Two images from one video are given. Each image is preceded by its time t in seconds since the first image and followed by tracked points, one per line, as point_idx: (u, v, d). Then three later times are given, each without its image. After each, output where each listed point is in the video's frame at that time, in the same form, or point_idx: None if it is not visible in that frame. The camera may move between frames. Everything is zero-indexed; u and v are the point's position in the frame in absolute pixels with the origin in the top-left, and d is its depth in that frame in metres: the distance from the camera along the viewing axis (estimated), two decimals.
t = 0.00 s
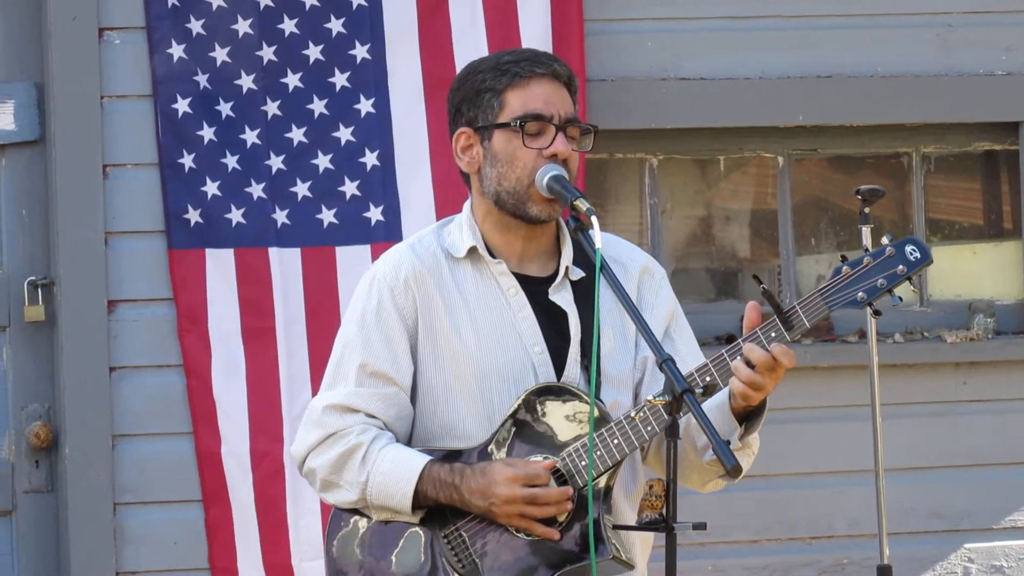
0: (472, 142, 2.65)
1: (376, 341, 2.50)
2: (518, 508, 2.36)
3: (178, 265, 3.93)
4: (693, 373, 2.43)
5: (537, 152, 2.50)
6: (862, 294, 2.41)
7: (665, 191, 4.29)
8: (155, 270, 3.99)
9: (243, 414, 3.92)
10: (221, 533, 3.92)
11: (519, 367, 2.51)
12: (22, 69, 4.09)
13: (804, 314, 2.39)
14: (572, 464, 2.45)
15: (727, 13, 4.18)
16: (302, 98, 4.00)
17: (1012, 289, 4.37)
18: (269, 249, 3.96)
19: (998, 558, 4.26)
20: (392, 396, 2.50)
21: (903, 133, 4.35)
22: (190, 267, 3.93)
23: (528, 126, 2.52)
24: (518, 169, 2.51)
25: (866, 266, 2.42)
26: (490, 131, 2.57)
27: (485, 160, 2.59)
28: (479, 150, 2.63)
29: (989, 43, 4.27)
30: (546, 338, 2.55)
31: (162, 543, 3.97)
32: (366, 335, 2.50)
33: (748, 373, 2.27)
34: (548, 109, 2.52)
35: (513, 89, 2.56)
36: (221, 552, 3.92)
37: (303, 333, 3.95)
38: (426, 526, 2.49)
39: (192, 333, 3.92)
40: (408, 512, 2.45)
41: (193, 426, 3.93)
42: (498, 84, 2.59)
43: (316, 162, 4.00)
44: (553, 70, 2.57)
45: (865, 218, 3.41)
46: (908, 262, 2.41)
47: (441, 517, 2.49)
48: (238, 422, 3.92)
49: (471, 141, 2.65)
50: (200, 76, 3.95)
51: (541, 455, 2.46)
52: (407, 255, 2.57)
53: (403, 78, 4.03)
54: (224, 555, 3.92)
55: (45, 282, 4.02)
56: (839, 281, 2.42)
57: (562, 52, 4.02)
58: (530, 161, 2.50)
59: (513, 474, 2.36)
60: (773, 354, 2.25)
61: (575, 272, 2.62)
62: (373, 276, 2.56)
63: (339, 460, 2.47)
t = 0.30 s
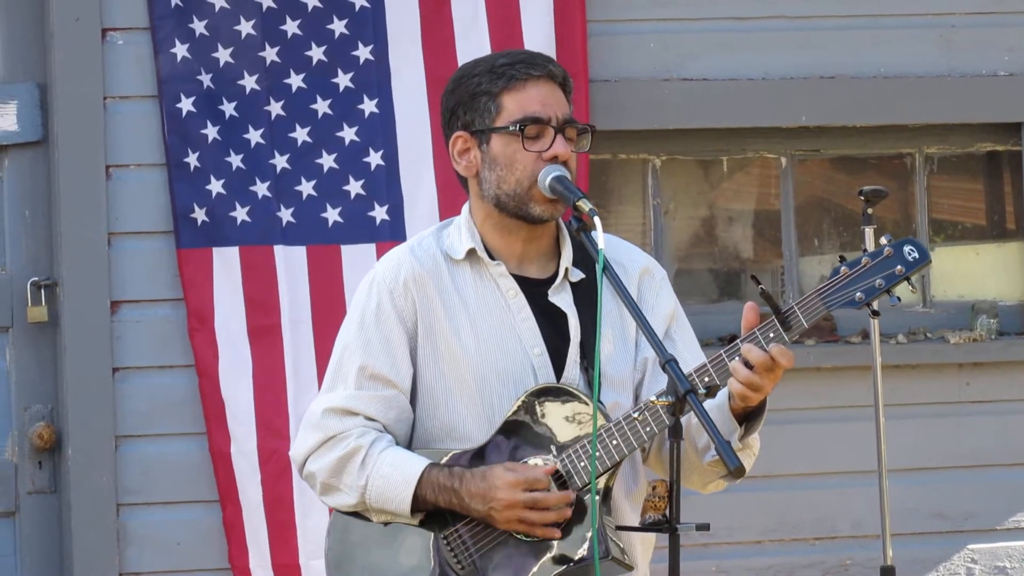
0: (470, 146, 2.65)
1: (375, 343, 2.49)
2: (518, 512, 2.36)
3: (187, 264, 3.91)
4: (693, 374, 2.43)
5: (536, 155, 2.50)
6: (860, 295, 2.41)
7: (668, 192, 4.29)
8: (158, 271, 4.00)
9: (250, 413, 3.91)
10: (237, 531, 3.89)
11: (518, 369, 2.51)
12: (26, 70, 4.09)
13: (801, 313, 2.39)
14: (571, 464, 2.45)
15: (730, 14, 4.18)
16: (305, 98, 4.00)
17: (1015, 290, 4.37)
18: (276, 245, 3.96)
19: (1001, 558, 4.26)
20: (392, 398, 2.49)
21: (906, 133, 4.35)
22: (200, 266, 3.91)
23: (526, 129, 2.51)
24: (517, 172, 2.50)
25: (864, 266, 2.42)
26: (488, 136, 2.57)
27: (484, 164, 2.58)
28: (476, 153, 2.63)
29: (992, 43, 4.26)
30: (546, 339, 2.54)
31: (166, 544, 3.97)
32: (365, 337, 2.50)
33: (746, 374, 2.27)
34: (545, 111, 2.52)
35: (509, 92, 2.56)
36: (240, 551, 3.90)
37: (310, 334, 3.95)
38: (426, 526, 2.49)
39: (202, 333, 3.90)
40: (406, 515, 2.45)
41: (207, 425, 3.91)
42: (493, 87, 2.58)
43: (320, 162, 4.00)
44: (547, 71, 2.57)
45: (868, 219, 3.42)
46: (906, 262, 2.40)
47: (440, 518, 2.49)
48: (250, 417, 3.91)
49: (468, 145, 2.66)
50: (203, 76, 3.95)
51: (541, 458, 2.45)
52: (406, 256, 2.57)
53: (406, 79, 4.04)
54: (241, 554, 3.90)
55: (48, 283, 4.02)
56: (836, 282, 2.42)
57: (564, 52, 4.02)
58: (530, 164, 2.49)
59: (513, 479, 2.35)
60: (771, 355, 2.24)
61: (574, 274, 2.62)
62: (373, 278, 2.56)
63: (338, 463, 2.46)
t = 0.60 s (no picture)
0: (467, 153, 2.65)
1: (377, 344, 2.49)
2: (518, 522, 2.36)
3: (188, 264, 3.89)
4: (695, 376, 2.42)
5: (535, 156, 2.50)
6: (862, 296, 2.38)
7: (670, 193, 4.29)
8: (160, 271, 4.00)
9: (257, 411, 3.90)
10: (230, 533, 3.88)
11: (519, 369, 2.51)
12: (27, 70, 4.09)
13: (804, 315, 2.39)
14: (573, 465, 2.44)
15: (732, 15, 4.19)
16: (308, 97, 4.00)
17: (1016, 291, 4.38)
18: (281, 243, 3.95)
19: (1003, 559, 4.26)
20: (394, 400, 2.49)
21: (907, 134, 4.35)
22: (200, 268, 3.89)
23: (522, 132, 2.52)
24: (517, 176, 2.50)
25: (868, 268, 2.39)
26: (486, 141, 2.57)
27: (484, 169, 2.58)
28: (475, 159, 2.64)
29: (994, 44, 4.27)
30: (548, 340, 2.54)
31: (167, 545, 3.97)
32: (367, 338, 2.50)
33: (749, 374, 2.27)
34: (539, 110, 2.52)
35: (500, 95, 2.56)
36: (231, 554, 3.88)
37: (315, 332, 3.95)
38: (427, 527, 2.49)
39: (203, 331, 3.88)
40: (410, 516, 2.44)
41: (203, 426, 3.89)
42: (485, 92, 2.59)
43: (324, 162, 4.00)
44: (537, 70, 2.57)
45: (870, 220, 3.41)
46: (910, 263, 2.35)
47: (442, 517, 2.48)
48: (254, 414, 3.89)
49: (466, 151, 2.66)
50: (207, 75, 3.94)
51: (542, 459, 2.44)
52: (408, 257, 2.57)
53: (409, 80, 4.04)
54: (235, 556, 3.88)
55: (50, 283, 4.02)
56: (838, 283, 2.40)
57: (567, 53, 4.02)
58: (530, 166, 2.50)
59: (516, 488, 2.34)
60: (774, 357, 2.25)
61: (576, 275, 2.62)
62: (375, 279, 2.56)
63: (341, 462, 2.46)
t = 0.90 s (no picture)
0: (469, 154, 2.65)
1: (379, 344, 2.49)
2: (522, 507, 2.35)
3: (187, 262, 3.88)
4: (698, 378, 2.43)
5: (536, 157, 2.50)
6: (868, 301, 2.41)
7: (671, 193, 4.29)
8: (160, 271, 3.99)
9: (263, 409, 3.89)
10: (219, 529, 3.86)
11: (519, 369, 2.51)
12: (27, 70, 4.09)
13: (809, 320, 2.40)
14: (574, 467, 2.43)
15: (733, 15, 4.18)
16: (310, 97, 4.00)
17: (1017, 291, 4.39)
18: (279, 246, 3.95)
19: (1004, 559, 4.26)
20: (394, 399, 2.49)
21: (908, 134, 4.35)
22: (201, 266, 3.88)
23: (523, 133, 2.51)
24: (518, 176, 2.50)
25: (873, 273, 2.43)
26: (487, 141, 2.57)
27: (485, 169, 2.59)
28: (477, 159, 2.63)
29: (995, 44, 4.27)
30: (550, 342, 2.54)
31: (167, 546, 3.97)
32: (369, 338, 2.50)
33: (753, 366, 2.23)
34: (541, 111, 2.52)
35: (501, 95, 2.56)
36: (220, 550, 3.86)
37: (315, 335, 3.94)
38: (428, 526, 2.48)
39: (201, 325, 3.87)
40: (410, 513, 2.45)
41: (196, 420, 3.87)
42: (487, 92, 2.59)
43: (325, 162, 4.00)
44: (540, 71, 2.56)
45: (870, 220, 3.41)
46: (914, 270, 2.41)
47: (443, 517, 2.48)
48: (257, 413, 3.88)
49: (468, 151, 2.66)
50: (209, 75, 3.93)
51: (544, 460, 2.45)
52: (411, 258, 2.57)
53: (410, 80, 4.04)
54: (225, 554, 3.86)
55: (51, 283, 4.02)
56: (843, 288, 2.43)
57: (568, 54, 4.02)
58: (531, 167, 2.49)
59: (513, 475, 2.35)
60: (775, 353, 2.23)
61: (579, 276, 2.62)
62: (376, 280, 2.56)
63: (340, 462, 2.46)
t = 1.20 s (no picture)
0: (470, 154, 2.66)
1: (381, 343, 2.50)
2: (523, 510, 2.35)
3: (191, 263, 3.89)
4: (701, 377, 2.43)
5: (536, 158, 2.50)
6: (870, 299, 2.42)
7: (672, 192, 4.29)
8: (161, 271, 3.99)
9: (263, 413, 3.88)
10: (235, 522, 3.86)
11: (522, 368, 2.51)
12: (28, 70, 4.09)
13: (812, 317, 2.40)
14: (578, 465, 2.44)
15: (734, 14, 4.18)
16: (312, 96, 4.00)
17: (1018, 290, 4.39)
18: (278, 250, 3.96)
19: (1006, 558, 4.26)
20: (397, 398, 2.49)
21: (909, 133, 4.35)
22: (200, 266, 3.89)
23: (523, 134, 2.51)
24: (518, 176, 2.50)
25: (875, 271, 2.44)
26: (487, 141, 2.58)
27: (486, 169, 2.59)
28: (478, 159, 2.64)
29: (996, 43, 4.27)
30: (551, 341, 2.54)
31: (169, 546, 3.97)
32: (371, 337, 2.50)
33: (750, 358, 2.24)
34: (541, 111, 2.52)
35: (502, 96, 2.56)
36: (237, 540, 3.85)
37: (313, 338, 3.93)
38: (431, 526, 2.48)
39: (210, 323, 3.87)
40: (412, 513, 2.45)
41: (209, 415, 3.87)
42: (487, 92, 2.59)
43: (326, 162, 4.00)
44: (540, 71, 2.56)
45: (871, 220, 3.38)
46: (917, 267, 2.42)
47: (446, 517, 2.48)
48: (258, 416, 3.88)
49: (469, 151, 2.66)
50: (208, 77, 3.94)
51: (547, 457, 2.45)
52: (413, 257, 2.57)
53: (412, 79, 4.04)
54: (243, 545, 3.85)
55: (53, 284, 4.02)
56: (847, 286, 2.43)
57: (570, 54, 4.02)
58: (531, 168, 2.49)
59: (515, 477, 2.35)
60: (772, 348, 2.24)
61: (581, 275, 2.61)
62: (378, 279, 2.56)
63: (343, 461, 2.46)
